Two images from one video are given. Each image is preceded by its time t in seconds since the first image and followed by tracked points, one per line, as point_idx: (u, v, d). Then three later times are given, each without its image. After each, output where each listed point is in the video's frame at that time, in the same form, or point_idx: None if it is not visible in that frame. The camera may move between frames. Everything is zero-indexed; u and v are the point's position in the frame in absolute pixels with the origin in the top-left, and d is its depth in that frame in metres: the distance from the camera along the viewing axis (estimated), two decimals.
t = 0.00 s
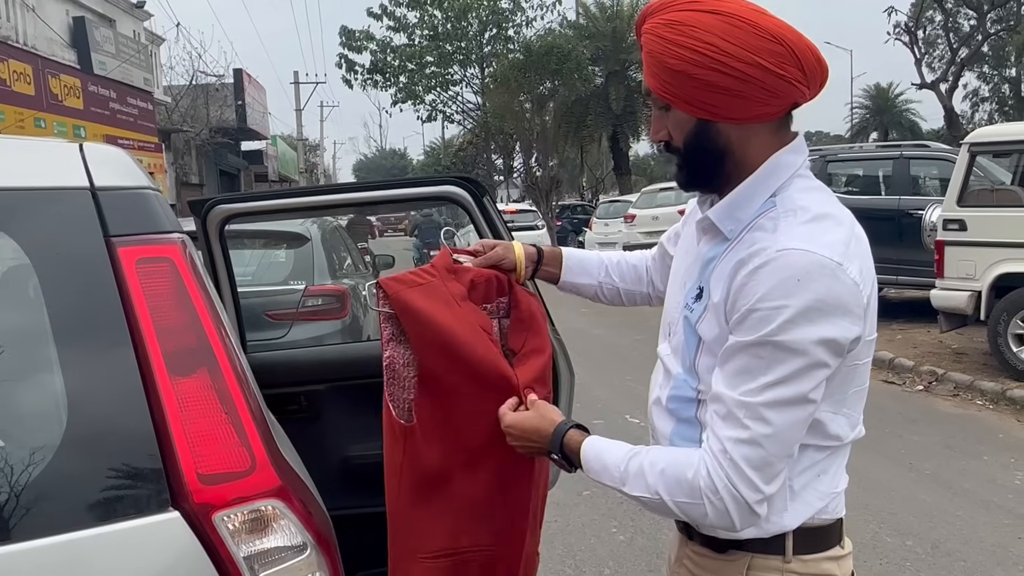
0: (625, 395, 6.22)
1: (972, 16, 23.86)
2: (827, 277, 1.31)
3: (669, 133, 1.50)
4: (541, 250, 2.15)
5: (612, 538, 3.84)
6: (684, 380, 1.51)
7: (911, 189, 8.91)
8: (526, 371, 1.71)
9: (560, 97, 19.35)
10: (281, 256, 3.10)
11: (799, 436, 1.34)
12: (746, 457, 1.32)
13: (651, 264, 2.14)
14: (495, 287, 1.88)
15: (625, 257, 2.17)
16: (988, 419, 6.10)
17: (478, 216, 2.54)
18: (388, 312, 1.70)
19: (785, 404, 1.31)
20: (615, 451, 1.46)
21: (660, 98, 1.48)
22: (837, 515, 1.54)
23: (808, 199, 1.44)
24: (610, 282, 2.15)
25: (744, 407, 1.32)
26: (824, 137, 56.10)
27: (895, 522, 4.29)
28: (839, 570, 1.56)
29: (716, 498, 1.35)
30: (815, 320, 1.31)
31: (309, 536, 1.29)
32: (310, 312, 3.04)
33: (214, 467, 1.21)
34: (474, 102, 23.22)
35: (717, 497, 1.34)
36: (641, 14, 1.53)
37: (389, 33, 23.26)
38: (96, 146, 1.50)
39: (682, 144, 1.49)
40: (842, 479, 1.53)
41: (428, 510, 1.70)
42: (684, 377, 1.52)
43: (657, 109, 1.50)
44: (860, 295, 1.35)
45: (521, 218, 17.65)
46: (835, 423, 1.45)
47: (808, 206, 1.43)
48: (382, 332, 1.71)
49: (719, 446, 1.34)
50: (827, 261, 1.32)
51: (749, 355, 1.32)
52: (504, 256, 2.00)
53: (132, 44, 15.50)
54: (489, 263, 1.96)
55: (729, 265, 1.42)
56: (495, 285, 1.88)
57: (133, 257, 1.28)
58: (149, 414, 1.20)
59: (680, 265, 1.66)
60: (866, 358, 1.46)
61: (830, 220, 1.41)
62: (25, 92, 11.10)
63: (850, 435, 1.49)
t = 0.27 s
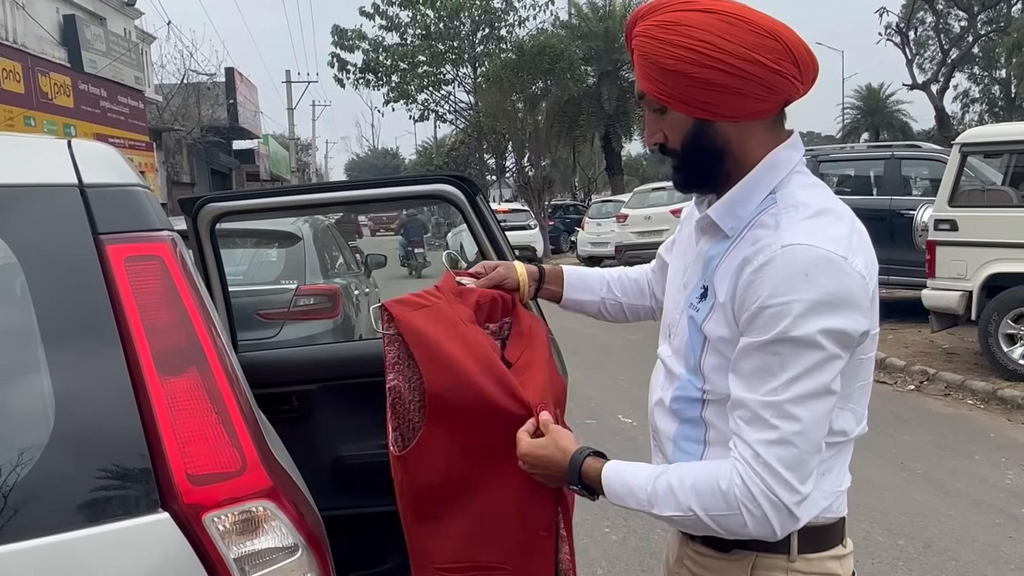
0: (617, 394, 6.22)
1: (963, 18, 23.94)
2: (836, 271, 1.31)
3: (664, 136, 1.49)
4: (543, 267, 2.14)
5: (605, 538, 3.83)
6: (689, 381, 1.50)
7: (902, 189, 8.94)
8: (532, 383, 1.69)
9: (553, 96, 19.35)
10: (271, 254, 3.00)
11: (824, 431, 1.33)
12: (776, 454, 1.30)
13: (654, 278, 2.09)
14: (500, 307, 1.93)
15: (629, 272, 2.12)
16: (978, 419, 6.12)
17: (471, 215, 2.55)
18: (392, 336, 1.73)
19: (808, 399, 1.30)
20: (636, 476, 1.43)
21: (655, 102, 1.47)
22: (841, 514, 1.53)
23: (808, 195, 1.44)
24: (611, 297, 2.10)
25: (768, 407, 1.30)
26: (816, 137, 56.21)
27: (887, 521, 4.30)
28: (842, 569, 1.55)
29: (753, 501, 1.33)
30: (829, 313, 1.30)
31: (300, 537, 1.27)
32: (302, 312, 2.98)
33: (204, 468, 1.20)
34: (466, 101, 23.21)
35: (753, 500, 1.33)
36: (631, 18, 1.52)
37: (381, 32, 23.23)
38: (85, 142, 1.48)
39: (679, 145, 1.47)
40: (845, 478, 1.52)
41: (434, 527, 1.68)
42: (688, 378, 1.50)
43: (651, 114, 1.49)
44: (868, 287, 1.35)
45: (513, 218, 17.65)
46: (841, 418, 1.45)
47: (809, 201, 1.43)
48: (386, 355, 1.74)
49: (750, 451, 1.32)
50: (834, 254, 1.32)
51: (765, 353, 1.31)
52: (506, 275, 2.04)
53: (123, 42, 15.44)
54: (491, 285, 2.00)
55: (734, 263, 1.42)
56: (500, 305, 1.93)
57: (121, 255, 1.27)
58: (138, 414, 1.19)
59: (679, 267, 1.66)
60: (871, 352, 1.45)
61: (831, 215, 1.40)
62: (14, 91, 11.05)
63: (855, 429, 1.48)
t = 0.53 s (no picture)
0: (608, 394, 6.21)
1: (951, 19, 24.05)
2: (827, 265, 1.30)
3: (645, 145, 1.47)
4: (558, 291, 2.01)
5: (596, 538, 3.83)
6: (685, 383, 1.49)
7: (891, 189, 8.97)
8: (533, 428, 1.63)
9: (543, 96, 19.34)
10: (261, 253, 2.99)
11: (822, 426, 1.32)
12: (775, 451, 1.29)
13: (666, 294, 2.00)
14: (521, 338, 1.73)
15: (640, 285, 2.02)
16: (967, 418, 6.15)
17: (462, 212, 2.54)
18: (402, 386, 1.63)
19: (805, 394, 1.29)
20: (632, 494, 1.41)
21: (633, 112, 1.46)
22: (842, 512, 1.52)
23: (795, 189, 1.43)
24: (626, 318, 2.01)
25: (765, 402, 1.30)
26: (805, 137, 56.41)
27: (877, 520, 4.31)
28: (843, 568, 1.55)
29: (753, 501, 1.32)
30: (822, 308, 1.29)
31: (290, 538, 1.26)
32: (292, 311, 2.94)
33: (192, 468, 1.18)
34: (456, 100, 23.17)
35: (752, 500, 1.31)
36: (602, 28, 1.51)
37: (372, 30, 23.17)
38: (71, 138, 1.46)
39: (663, 152, 1.46)
40: (845, 475, 1.52)
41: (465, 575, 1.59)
42: (684, 380, 1.50)
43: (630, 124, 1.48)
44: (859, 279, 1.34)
45: (503, 217, 17.64)
46: (838, 413, 1.44)
47: (798, 197, 1.42)
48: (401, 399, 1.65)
49: (747, 451, 1.31)
50: (824, 248, 1.32)
51: (760, 349, 1.30)
52: (523, 305, 1.91)
53: (111, 40, 15.34)
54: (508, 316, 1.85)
55: (725, 261, 1.41)
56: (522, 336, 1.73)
57: (109, 253, 1.25)
58: (126, 415, 1.17)
59: (669, 269, 1.65)
60: (865, 347, 1.45)
61: (821, 209, 1.40)
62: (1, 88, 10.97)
63: (853, 424, 1.47)
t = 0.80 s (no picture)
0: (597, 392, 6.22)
1: (939, 20, 24.17)
2: (805, 270, 1.26)
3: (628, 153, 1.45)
4: (596, 365, 1.85)
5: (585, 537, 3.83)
6: (672, 386, 1.48)
7: (879, 189, 9.01)
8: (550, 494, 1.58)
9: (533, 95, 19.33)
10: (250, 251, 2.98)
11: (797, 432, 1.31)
12: (747, 455, 1.29)
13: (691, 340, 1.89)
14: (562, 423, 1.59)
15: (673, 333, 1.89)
16: (954, 417, 6.18)
17: (453, 211, 2.54)
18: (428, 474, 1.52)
19: (780, 402, 1.28)
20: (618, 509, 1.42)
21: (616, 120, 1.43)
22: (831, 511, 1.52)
23: (775, 192, 1.40)
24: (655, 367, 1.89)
25: (740, 411, 1.29)
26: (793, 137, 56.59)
27: (865, 519, 4.33)
28: (834, 567, 1.55)
29: (725, 505, 1.33)
30: (800, 316, 1.25)
31: (280, 539, 1.25)
32: (281, 309, 2.92)
33: (181, 469, 1.16)
34: (446, 99, 23.15)
35: (725, 502, 1.32)
36: (579, 36, 1.48)
37: (361, 28, 23.11)
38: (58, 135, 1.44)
39: (645, 159, 1.43)
40: (834, 475, 1.51)
41: None
42: (672, 383, 1.48)
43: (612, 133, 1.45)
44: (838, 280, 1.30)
45: (493, 216, 17.63)
46: (824, 413, 1.44)
47: (778, 197, 1.38)
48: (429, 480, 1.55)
49: (718, 459, 1.31)
50: (802, 251, 1.27)
51: (737, 355, 1.28)
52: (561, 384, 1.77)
53: (98, 36, 15.26)
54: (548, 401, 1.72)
55: (703, 265, 1.38)
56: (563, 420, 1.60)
57: (97, 251, 1.23)
58: (113, 415, 1.16)
59: (656, 269, 1.63)
60: (848, 348, 1.44)
61: (801, 210, 1.36)
62: None
63: (840, 424, 1.47)
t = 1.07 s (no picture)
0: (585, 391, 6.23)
1: (925, 21, 24.32)
2: (774, 274, 1.24)
3: (605, 137, 1.44)
4: (595, 373, 1.83)
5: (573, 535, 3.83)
6: (652, 389, 1.47)
7: (866, 189, 9.05)
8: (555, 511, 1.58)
9: (522, 93, 19.32)
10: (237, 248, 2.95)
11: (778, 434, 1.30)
12: (728, 462, 1.28)
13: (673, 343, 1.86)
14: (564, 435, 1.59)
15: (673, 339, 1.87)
16: (939, 415, 6.22)
17: (443, 209, 2.53)
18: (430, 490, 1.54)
19: (758, 407, 1.26)
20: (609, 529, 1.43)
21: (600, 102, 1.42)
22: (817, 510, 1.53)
23: (746, 193, 1.38)
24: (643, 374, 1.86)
25: (720, 418, 1.27)
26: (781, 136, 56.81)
27: (851, 517, 4.35)
28: (821, 566, 1.54)
29: (714, 511, 1.32)
30: (772, 321, 1.23)
31: (269, 537, 1.24)
32: (269, 307, 2.91)
33: (170, 468, 1.16)
34: (435, 96, 23.11)
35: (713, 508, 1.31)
36: (573, 18, 1.47)
37: (350, 24, 23.03)
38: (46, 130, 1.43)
39: (623, 149, 1.43)
40: (818, 473, 1.52)
41: None
42: (651, 386, 1.47)
43: (593, 115, 1.44)
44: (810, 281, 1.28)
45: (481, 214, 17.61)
46: (802, 413, 1.43)
47: (750, 198, 1.36)
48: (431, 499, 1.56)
49: (702, 465, 1.30)
50: (772, 253, 1.25)
51: (712, 361, 1.27)
52: (562, 397, 1.74)
53: (84, 31, 15.14)
54: (549, 415, 1.69)
55: (677, 270, 1.36)
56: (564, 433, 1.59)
57: (85, 247, 1.22)
58: (101, 413, 1.15)
59: (636, 270, 1.62)
60: (825, 347, 1.43)
61: (773, 210, 1.34)
62: None
63: (819, 424, 1.47)
